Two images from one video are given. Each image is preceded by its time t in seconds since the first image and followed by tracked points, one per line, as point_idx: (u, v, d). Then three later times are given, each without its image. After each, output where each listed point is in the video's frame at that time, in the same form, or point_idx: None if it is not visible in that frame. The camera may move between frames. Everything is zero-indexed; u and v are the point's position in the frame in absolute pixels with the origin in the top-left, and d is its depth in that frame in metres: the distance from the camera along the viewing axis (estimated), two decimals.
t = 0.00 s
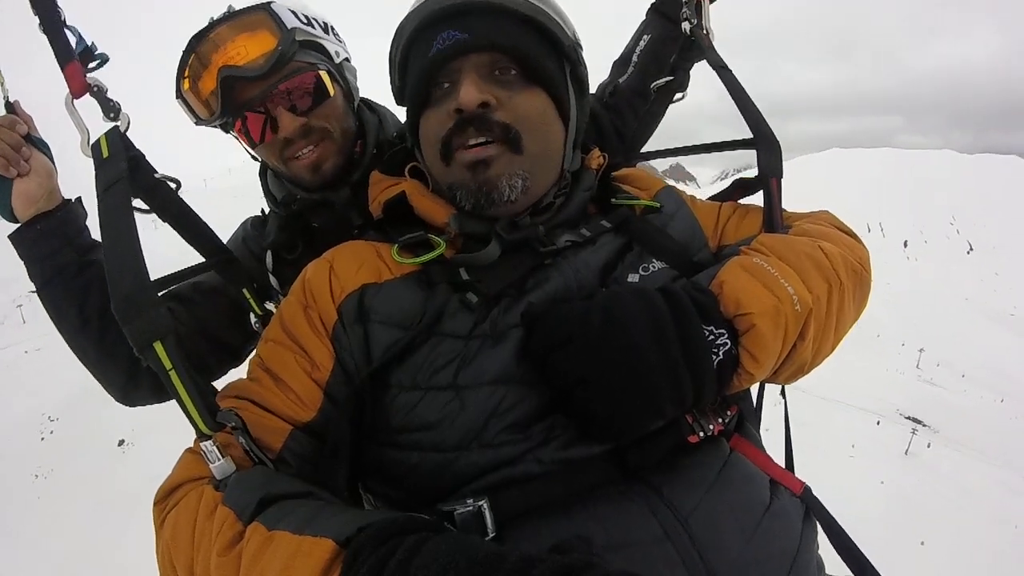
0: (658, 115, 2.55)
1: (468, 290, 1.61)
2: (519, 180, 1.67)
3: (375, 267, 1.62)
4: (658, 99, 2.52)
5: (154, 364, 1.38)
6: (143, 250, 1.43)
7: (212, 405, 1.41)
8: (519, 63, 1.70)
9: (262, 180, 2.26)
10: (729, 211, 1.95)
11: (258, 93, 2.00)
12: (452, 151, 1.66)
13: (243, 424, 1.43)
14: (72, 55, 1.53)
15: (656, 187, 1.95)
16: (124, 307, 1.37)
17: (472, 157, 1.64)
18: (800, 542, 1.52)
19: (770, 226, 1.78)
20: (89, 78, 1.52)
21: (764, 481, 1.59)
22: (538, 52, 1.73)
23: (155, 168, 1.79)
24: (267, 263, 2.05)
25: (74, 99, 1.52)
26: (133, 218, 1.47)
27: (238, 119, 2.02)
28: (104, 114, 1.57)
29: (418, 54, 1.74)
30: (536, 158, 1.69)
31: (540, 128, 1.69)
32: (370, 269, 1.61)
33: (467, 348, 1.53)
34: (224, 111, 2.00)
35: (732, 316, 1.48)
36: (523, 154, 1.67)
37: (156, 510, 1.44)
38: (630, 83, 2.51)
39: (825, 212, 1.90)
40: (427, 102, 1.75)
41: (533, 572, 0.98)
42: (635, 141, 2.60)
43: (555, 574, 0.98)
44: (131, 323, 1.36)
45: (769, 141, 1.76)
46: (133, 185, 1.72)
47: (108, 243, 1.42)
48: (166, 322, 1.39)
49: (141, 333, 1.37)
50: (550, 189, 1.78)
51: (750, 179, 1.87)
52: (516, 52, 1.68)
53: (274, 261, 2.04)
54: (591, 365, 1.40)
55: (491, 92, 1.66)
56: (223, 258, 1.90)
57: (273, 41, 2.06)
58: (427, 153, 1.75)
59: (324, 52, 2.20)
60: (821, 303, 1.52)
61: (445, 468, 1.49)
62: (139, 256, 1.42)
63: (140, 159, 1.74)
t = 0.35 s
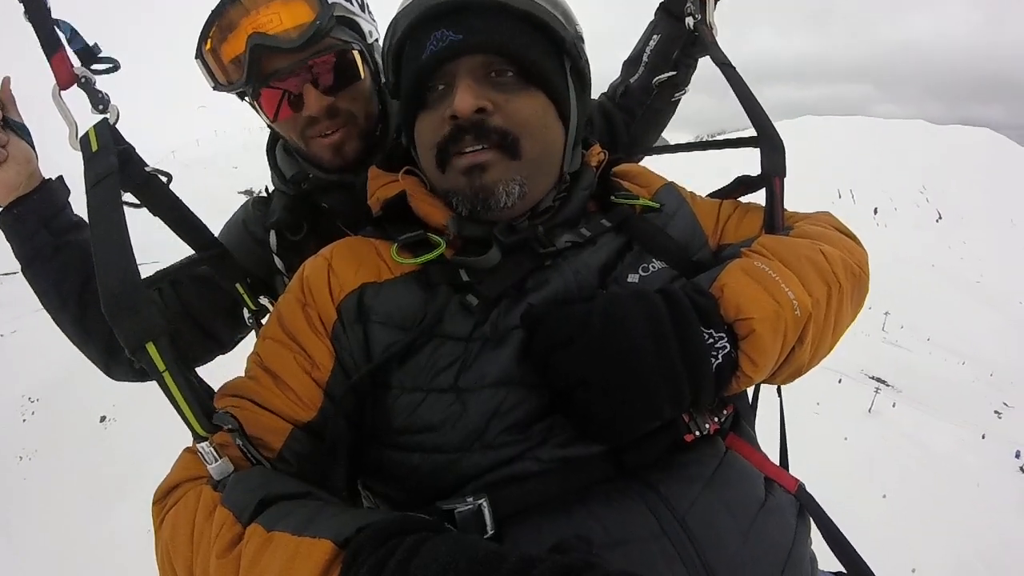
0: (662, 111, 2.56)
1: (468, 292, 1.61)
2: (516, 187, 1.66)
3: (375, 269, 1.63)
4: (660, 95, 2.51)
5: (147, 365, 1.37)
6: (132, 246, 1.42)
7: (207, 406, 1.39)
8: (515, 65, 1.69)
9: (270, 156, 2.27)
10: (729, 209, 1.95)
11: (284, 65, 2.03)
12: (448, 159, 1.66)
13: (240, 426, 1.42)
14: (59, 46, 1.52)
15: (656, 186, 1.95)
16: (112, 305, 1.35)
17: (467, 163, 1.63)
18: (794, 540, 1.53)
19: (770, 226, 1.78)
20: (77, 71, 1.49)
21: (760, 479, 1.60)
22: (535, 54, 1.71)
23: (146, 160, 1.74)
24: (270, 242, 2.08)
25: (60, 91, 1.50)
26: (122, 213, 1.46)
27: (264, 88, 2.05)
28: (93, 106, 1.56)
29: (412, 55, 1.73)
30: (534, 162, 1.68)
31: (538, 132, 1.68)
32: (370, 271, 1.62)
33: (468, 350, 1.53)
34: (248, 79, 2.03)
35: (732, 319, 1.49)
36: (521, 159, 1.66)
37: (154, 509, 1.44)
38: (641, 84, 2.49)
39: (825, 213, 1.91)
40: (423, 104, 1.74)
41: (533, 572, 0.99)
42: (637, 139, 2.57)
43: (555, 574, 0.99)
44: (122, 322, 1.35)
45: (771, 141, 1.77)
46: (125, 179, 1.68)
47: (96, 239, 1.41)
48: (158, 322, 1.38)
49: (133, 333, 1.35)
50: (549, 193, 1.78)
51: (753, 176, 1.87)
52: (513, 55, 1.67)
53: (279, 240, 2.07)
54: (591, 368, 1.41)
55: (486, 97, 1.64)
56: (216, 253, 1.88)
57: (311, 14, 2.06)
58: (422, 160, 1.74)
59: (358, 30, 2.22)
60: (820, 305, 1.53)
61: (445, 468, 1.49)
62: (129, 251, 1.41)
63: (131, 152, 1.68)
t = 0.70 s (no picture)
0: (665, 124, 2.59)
1: (467, 299, 1.62)
2: (512, 205, 1.69)
3: (375, 275, 1.65)
4: (659, 109, 2.55)
5: (156, 361, 1.38)
6: (145, 243, 1.44)
7: (213, 403, 1.40)
8: (511, 80, 1.71)
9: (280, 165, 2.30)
10: (725, 220, 1.98)
11: (292, 74, 2.07)
12: (446, 174, 1.68)
13: (245, 424, 1.43)
14: (80, 45, 1.55)
15: (654, 196, 1.98)
16: (125, 302, 1.36)
17: (465, 178, 1.65)
18: (792, 544, 1.53)
19: (765, 234, 1.80)
20: (97, 69, 1.53)
21: (757, 484, 1.61)
22: (531, 68, 1.73)
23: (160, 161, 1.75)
24: (275, 248, 2.06)
25: (81, 89, 1.53)
26: (137, 212, 1.48)
27: (272, 97, 2.08)
28: (111, 106, 1.57)
29: (411, 70, 1.76)
30: (530, 176, 1.70)
31: (534, 146, 1.71)
32: (370, 277, 1.64)
33: (467, 355, 1.54)
34: (255, 87, 2.06)
35: (730, 323, 1.50)
36: (518, 175, 1.68)
37: (153, 513, 1.44)
38: (644, 95, 2.54)
39: (820, 222, 1.93)
40: (421, 120, 1.76)
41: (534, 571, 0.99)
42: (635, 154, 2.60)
43: (556, 573, 0.99)
44: (134, 319, 1.37)
45: (768, 152, 1.79)
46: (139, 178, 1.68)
47: (111, 236, 1.43)
48: (168, 319, 1.39)
49: (144, 329, 1.37)
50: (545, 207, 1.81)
51: (750, 188, 1.90)
52: (509, 70, 1.69)
53: (283, 246, 2.04)
54: (590, 371, 1.42)
55: (482, 113, 1.66)
56: (223, 255, 1.91)
57: (318, 24, 2.10)
58: (422, 173, 1.76)
59: (364, 40, 2.25)
60: (815, 310, 1.55)
61: (444, 472, 1.49)
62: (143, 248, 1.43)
63: (145, 152, 1.70)
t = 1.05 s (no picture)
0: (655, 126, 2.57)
1: (467, 298, 1.62)
2: (537, 208, 1.70)
3: (375, 274, 1.65)
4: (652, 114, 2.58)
5: (154, 364, 1.39)
6: (141, 244, 1.44)
7: (213, 405, 1.40)
8: (535, 76, 1.73)
9: (272, 165, 2.30)
10: (721, 220, 1.99)
11: (276, 72, 2.07)
12: (470, 172, 1.67)
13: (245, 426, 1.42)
14: (76, 50, 1.54)
15: (650, 196, 1.99)
16: (123, 306, 1.36)
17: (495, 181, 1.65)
18: (790, 541, 1.54)
19: (760, 233, 1.82)
20: (93, 73, 1.53)
21: (755, 482, 1.62)
22: (553, 67, 1.75)
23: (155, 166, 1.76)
24: (271, 251, 2.10)
25: (77, 94, 1.53)
26: (134, 217, 1.47)
27: (257, 96, 2.08)
28: (106, 110, 1.57)
29: (433, 62, 1.73)
30: (551, 177, 1.72)
31: (555, 146, 1.72)
32: (370, 276, 1.64)
33: (466, 354, 1.55)
34: (241, 87, 2.06)
35: (725, 319, 1.52)
36: (542, 178, 1.70)
37: (153, 514, 1.44)
38: (637, 92, 2.59)
39: (813, 221, 1.95)
40: (439, 112, 1.74)
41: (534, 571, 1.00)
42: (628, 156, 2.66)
43: (556, 573, 1.00)
44: (131, 322, 1.37)
45: (760, 153, 1.81)
46: (136, 184, 1.69)
47: (107, 238, 1.42)
48: (166, 322, 1.40)
49: (142, 331, 1.37)
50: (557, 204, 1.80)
51: (742, 188, 1.91)
52: (536, 69, 1.71)
53: (279, 247, 2.09)
54: (589, 368, 1.43)
55: (512, 108, 1.67)
56: (219, 259, 1.91)
57: (301, 21, 2.11)
58: (436, 169, 1.75)
59: (351, 38, 2.26)
60: (811, 307, 1.56)
61: (444, 471, 1.50)
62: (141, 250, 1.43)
63: (142, 157, 1.71)
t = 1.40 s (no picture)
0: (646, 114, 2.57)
1: (464, 295, 1.62)
2: (540, 194, 1.70)
3: (373, 269, 1.65)
4: (646, 104, 2.59)
5: (144, 367, 1.38)
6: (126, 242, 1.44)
7: (205, 408, 1.42)
8: (540, 74, 1.72)
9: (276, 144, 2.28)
10: (717, 215, 2.00)
11: (293, 57, 2.10)
12: (473, 162, 1.67)
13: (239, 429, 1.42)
14: (53, 43, 1.53)
15: (646, 192, 1.99)
16: (108, 310, 1.36)
17: (496, 167, 1.66)
18: (784, 536, 1.56)
19: (756, 230, 1.83)
20: (73, 66, 1.51)
21: (749, 478, 1.64)
22: (558, 63, 1.74)
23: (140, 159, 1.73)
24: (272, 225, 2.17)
25: (55, 87, 1.51)
26: (115, 213, 1.46)
27: (269, 79, 2.12)
28: (87, 104, 1.56)
29: (438, 53, 1.71)
30: (554, 173, 1.73)
31: (557, 142, 1.73)
32: (369, 271, 1.64)
33: (465, 351, 1.56)
34: (256, 66, 2.10)
35: (719, 319, 1.53)
36: (545, 169, 1.70)
37: (152, 512, 1.45)
38: (634, 62, 2.49)
39: (810, 220, 1.96)
40: (442, 104, 1.72)
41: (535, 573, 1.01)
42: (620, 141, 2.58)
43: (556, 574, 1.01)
44: (121, 325, 1.36)
45: (756, 149, 1.82)
46: (121, 178, 1.66)
47: (93, 239, 1.42)
48: (156, 326, 1.39)
49: (133, 335, 1.37)
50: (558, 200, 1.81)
51: (739, 183, 1.94)
52: (541, 64, 1.70)
53: (279, 224, 2.16)
54: (586, 365, 1.43)
55: (517, 104, 1.67)
56: (209, 254, 1.94)
57: (319, 11, 2.12)
58: (437, 165, 1.74)
59: (369, 33, 2.26)
60: (804, 307, 1.57)
61: (443, 467, 1.51)
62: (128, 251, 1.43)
63: (125, 151, 1.67)
